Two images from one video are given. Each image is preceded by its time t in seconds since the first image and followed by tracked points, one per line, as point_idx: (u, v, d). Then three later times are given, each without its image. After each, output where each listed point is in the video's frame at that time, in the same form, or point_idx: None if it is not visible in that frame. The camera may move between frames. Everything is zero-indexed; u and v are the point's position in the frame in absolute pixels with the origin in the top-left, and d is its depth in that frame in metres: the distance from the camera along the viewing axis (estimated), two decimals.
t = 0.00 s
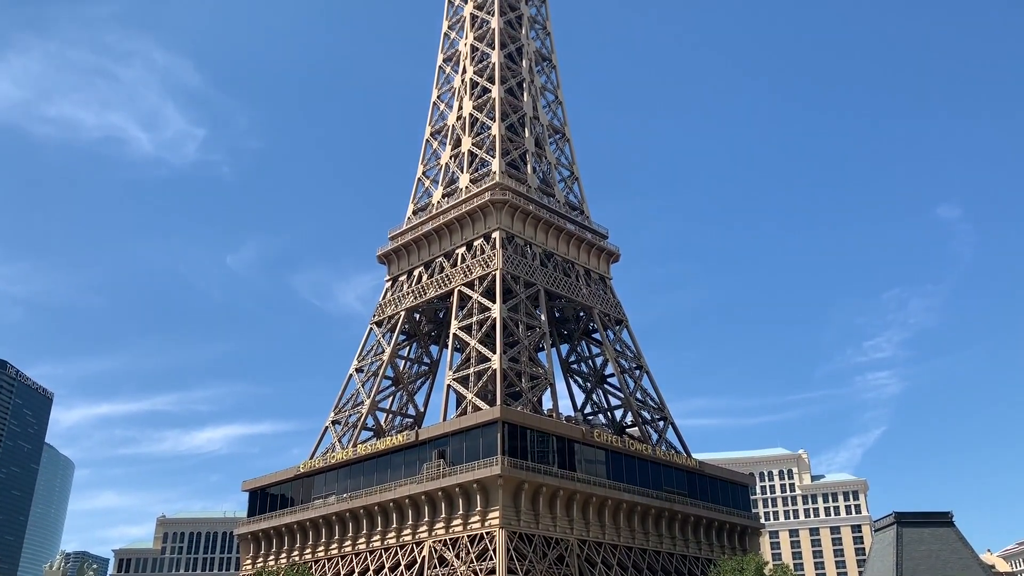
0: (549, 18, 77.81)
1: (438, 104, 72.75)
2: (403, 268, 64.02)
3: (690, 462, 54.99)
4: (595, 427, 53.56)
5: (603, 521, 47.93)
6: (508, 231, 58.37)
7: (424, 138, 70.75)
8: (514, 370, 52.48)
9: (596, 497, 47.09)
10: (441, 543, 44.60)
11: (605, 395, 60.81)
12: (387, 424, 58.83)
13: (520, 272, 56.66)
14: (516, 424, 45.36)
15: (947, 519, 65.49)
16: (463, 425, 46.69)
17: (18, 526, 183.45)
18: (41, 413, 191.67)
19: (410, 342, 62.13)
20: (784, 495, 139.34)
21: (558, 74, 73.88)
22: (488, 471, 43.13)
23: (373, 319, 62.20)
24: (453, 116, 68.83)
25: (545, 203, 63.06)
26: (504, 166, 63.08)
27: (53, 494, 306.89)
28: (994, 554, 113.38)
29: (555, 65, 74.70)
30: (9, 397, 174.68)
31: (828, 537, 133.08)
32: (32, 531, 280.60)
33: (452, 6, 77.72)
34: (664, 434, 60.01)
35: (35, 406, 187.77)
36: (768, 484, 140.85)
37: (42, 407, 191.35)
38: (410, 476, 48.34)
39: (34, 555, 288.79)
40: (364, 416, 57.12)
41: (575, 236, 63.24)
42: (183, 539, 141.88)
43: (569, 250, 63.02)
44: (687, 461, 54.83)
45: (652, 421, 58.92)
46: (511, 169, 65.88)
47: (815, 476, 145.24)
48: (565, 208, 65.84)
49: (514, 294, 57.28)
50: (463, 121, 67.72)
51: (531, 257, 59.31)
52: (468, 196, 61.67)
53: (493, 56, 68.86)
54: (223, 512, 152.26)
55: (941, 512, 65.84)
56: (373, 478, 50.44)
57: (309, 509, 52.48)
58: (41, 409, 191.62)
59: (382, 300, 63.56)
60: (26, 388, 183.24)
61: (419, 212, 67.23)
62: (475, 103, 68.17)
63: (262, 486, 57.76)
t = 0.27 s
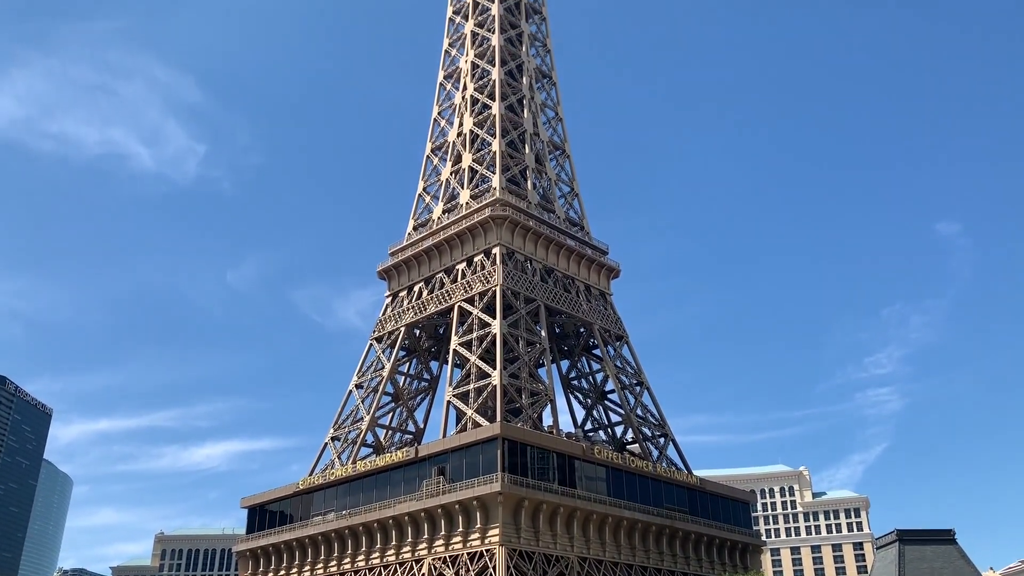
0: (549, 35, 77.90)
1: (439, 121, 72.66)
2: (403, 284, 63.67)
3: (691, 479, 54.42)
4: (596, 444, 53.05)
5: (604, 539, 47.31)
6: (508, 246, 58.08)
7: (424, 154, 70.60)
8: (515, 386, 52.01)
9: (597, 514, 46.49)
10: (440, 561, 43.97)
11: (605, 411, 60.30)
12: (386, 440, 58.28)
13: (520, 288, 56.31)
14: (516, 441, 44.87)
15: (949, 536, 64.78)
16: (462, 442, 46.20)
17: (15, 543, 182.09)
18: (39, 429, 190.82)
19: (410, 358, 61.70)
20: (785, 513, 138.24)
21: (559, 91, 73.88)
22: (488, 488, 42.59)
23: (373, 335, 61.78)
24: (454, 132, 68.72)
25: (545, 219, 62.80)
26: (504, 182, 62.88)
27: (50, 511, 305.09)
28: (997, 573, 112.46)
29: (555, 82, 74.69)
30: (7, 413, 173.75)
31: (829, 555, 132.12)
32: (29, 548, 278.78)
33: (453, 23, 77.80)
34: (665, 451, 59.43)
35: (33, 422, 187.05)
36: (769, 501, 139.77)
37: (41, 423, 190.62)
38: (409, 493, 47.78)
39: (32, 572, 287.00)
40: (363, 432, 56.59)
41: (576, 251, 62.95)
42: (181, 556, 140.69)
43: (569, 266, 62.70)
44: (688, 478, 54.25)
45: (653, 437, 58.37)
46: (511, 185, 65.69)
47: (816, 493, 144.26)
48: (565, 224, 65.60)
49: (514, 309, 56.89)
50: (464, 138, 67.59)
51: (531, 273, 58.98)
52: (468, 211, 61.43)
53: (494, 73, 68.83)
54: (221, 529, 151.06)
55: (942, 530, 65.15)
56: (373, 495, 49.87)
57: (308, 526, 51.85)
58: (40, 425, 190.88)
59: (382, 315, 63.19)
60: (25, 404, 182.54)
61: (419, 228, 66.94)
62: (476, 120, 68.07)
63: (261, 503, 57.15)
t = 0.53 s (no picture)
0: (550, 50, 78.02)
1: (440, 135, 72.63)
2: (404, 298, 63.44)
3: (693, 494, 53.95)
4: (597, 459, 52.63)
5: (605, 554, 46.79)
6: (509, 261, 57.89)
7: (425, 169, 70.54)
8: (516, 401, 51.67)
9: (598, 530, 46.02)
10: None
11: (606, 426, 59.90)
12: (387, 455, 57.87)
13: (521, 302, 56.06)
14: (517, 455, 44.49)
15: (953, 553, 64.16)
16: (463, 456, 45.82)
17: (14, 558, 181.16)
18: (39, 443, 190.29)
19: (411, 372, 61.39)
20: (787, 528, 137.21)
21: (560, 106, 73.92)
22: (489, 503, 42.17)
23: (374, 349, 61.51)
24: (455, 147, 68.67)
25: (546, 233, 62.63)
26: (505, 196, 62.76)
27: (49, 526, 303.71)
28: None
29: (556, 97, 74.74)
30: (8, 427, 173.27)
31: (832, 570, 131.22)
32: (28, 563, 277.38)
33: (455, 38, 77.91)
34: (667, 467, 58.97)
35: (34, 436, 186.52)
36: (771, 516, 138.70)
37: (41, 437, 190.11)
38: (410, 509, 47.36)
39: None
40: (364, 446, 56.20)
41: (577, 265, 62.74)
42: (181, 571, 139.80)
43: (570, 280, 62.48)
44: (690, 494, 53.79)
45: (654, 453, 57.93)
46: (513, 199, 65.57)
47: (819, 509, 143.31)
48: (567, 238, 65.43)
49: (515, 323, 56.63)
50: (465, 152, 67.54)
51: (532, 287, 58.75)
52: (469, 225, 61.29)
53: (495, 87, 68.86)
54: (221, 544, 150.18)
55: (947, 546, 64.57)
56: (373, 510, 49.44)
57: (308, 541, 51.38)
58: (41, 439, 190.36)
59: (383, 330, 62.94)
60: (25, 418, 182.08)
61: (420, 242, 66.77)
62: (477, 134, 68.04)
63: (261, 518, 56.70)
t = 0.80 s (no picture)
0: (552, 65, 78.34)
1: (442, 149, 72.82)
2: (406, 311, 63.43)
3: (695, 509, 53.70)
4: (599, 473, 52.44)
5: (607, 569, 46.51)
6: (511, 274, 57.93)
7: (428, 183, 70.69)
8: (517, 415, 51.57)
9: (600, 544, 45.77)
10: None
11: (608, 440, 59.71)
12: (388, 469, 57.70)
13: (523, 315, 56.04)
14: (519, 469, 44.36)
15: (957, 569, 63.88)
16: (464, 470, 45.69)
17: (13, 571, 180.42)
18: (39, 455, 189.87)
19: (412, 386, 61.31)
20: (789, 543, 136.39)
21: (561, 120, 74.14)
22: (490, 517, 42.00)
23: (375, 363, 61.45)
24: (457, 160, 68.83)
25: (548, 247, 62.67)
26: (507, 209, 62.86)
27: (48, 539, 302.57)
28: None
29: (558, 111, 74.98)
30: (8, 439, 172.96)
31: None
32: None
33: (457, 53, 78.23)
34: (668, 481, 58.73)
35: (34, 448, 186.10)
36: (773, 531, 137.82)
37: (41, 449, 189.70)
38: (411, 523, 47.16)
39: None
40: (365, 460, 56.05)
41: (578, 279, 62.73)
42: None
43: (572, 293, 62.47)
44: (692, 508, 53.54)
45: (656, 467, 57.70)
46: (515, 213, 65.66)
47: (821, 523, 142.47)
48: (568, 251, 65.47)
49: (517, 336, 56.56)
50: (467, 166, 67.72)
51: (534, 300, 58.75)
52: (471, 239, 61.36)
53: (497, 102, 69.09)
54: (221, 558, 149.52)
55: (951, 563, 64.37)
56: (374, 524, 49.25)
57: (308, 555, 51.15)
58: (41, 451, 189.97)
59: (384, 343, 62.90)
60: (25, 430, 181.76)
61: (422, 256, 66.82)
62: (479, 148, 68.23)
63: (261, 532, 56.47)
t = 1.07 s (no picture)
0: (554, 80, 78.62)
1: (444, 164, 72.95)
2: (408, 325, 63.32)
3: (697, 525, 53.31)
4: (601, 489, 52.13)
5: None
6: (513, 288, 57.88)
7: (430, 197, 70.76)
8: (519, 429, 51.34)
9: (602, 560, 45.41)
10: None
11: (610, 455, 59.40)
12: (389, 483, 57.41)
13: (525, 329, 55.91)
14: (520, 484, 44.09)
15: None
16: (466, 485, 45.42)
17: None
18: (40, 469, 189.40)
19: (414, 400, 61.12)
20: (793, 560, 135.44)
21: (564, 135, 74.32)
22: (491, 533, 41.71)
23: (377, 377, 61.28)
24: (460, 175, 68.94)
25: (550, 261, 62.61)
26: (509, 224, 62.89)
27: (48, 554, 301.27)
28: None
29: (560, 126, 75.16)
30: (9, 452, 172.57)
31: None
32: None
33: (460, 68, 78.54)
34: (671, 497, 58.37)
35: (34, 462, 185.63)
36: (776, 547, 136.61)
37: (42, 463, 189.26)
38: (412, 538, 46.86)
39: None
40: (366, 475, 55.78)
41: (580, 293, 62.62)
42: None
43: (574, 308, 62.35)
44: (694, 524, 53.16)
45: (658, 482, 57.37)
46: (517, 227, 65.65)
47: (824, 540, 141.53)
48: (570, 266, 65.40)
49: (519, 351, 56.39)
50: (469, 180, 67.82)
51: (536, 314, 58.63)
52: (474, 253, 61.34)
53: (500, 116, 69.30)
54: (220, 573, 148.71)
55: None
56: (375, 540, 48.93)
57: (309, 570, 50.80)
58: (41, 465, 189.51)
59: (386, 357, 62.76)
60: (26, 444, 181.39)
61: (424, 270, 66.77)
62: (481, 163, 68.35)
63: (261, 547, 56.12)
